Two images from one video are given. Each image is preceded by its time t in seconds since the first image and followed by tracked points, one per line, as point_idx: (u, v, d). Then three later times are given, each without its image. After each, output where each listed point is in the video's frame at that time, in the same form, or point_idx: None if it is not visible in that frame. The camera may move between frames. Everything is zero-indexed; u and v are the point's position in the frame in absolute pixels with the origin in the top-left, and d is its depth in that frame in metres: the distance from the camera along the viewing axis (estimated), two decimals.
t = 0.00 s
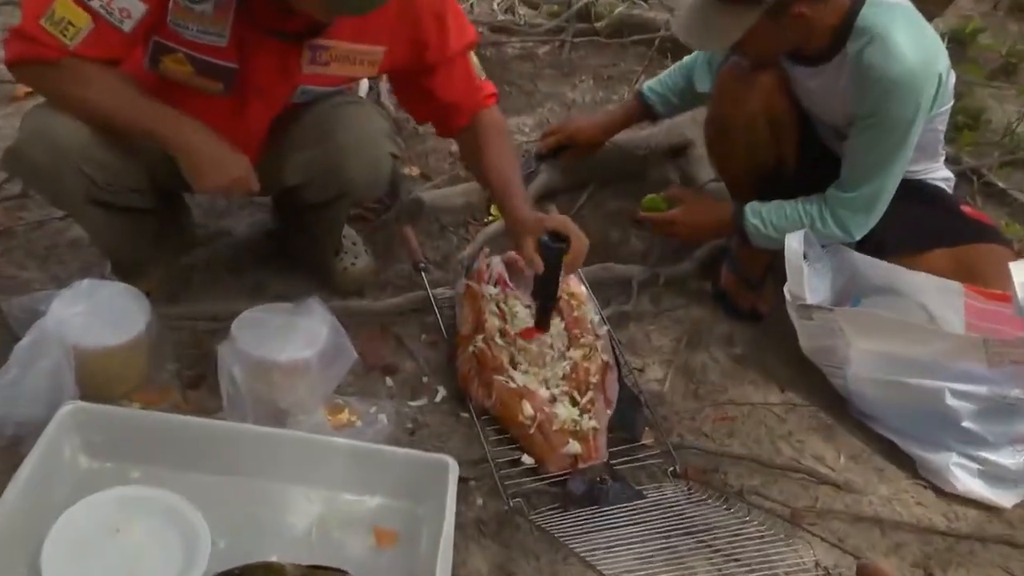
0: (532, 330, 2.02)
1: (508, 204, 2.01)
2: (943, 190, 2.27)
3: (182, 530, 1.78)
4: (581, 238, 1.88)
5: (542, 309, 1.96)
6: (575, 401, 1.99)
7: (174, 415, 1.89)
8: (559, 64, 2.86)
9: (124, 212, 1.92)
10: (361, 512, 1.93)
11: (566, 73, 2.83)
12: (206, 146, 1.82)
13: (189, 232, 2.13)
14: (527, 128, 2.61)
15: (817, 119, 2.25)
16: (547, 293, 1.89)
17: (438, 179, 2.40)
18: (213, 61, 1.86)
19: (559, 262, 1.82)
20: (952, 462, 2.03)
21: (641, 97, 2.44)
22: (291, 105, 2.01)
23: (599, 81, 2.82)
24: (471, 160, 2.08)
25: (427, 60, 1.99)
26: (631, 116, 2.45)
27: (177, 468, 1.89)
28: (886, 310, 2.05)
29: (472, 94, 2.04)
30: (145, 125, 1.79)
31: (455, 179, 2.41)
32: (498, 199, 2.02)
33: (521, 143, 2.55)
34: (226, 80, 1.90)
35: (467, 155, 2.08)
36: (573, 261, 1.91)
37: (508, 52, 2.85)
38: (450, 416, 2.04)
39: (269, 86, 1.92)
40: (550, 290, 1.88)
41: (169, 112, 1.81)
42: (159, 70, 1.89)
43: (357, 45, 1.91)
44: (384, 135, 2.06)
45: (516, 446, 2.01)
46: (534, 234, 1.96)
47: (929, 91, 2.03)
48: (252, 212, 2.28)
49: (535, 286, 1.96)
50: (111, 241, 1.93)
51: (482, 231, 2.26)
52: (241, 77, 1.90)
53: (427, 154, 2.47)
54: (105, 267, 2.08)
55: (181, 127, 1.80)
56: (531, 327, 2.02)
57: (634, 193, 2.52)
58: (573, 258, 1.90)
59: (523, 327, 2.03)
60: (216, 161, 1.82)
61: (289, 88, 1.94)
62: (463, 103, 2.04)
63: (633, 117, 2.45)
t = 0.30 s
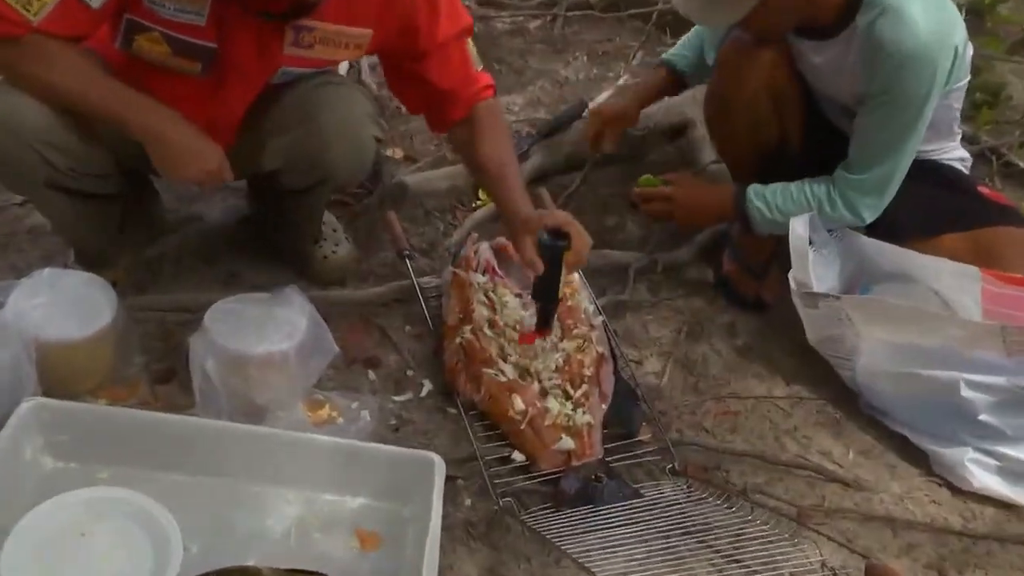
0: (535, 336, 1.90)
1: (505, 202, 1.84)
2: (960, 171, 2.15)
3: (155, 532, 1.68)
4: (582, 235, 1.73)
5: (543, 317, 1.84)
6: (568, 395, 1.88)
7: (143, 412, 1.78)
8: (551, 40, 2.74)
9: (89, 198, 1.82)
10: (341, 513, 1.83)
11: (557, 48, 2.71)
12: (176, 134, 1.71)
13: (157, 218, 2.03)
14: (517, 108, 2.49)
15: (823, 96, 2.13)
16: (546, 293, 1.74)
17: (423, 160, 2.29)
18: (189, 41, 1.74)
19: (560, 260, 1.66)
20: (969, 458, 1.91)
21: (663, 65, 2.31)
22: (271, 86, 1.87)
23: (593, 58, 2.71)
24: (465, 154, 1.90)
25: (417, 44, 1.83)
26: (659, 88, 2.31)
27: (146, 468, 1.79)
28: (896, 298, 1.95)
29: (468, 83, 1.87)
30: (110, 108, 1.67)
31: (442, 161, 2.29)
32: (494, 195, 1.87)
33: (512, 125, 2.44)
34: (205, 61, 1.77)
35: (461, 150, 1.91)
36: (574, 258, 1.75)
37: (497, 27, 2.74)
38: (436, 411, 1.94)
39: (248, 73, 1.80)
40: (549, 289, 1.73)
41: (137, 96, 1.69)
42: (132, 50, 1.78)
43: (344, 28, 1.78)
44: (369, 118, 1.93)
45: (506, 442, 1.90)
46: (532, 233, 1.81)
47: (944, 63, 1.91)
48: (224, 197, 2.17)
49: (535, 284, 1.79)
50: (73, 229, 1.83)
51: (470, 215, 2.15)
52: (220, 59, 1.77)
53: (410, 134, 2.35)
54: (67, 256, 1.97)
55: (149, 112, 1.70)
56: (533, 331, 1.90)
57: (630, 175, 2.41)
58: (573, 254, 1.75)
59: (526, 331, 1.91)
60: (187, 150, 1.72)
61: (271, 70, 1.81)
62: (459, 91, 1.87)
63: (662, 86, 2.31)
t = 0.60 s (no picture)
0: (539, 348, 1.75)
1: (510, 198, 1.64)
2: (990, 149, 2.01)
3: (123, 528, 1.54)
4: (595, 248, 1.51)
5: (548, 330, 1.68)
6: (571, 389, 1.76)
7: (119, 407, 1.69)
8: (552, 14, 2.62)
9: (61, 182, 1.72)
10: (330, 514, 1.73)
11: (558, 22, 2.59)
12: (152, 121, 1.57)
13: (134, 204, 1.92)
14: (516, 85, 2.38)
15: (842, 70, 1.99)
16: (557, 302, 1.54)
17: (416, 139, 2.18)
18: (171, 17, 1.56)
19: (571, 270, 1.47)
20: (998, 455, 1.79)
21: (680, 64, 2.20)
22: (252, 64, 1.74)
23: (596, 32, 2.59)
24: (467, 148, 1.71)
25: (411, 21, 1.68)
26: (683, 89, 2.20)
27: (123, 467, 1.69)
28: (919, 283, 1.83)
29: (469, 66, 1.69)
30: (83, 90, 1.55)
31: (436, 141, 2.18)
32: (498, 192, 1.68)
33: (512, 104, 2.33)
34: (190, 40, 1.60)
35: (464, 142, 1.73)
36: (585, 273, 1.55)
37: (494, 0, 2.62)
38: (430, 406, 1.83)
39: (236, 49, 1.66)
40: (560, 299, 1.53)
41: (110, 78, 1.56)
42: (109, 27, 1.59)
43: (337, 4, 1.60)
44: (356, 98, 1.79)
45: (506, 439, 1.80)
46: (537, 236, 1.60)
47: (991, 38, 1.72)
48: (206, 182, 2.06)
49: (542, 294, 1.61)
50: (43, 216, 1.73)
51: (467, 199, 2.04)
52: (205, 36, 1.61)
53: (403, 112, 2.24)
54: (38, 244, 1.86)
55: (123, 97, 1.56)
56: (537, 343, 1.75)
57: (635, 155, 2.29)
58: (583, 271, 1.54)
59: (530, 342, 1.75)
60: (163, 140, 1.58)
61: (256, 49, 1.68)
62: (458, 75, 1.69)
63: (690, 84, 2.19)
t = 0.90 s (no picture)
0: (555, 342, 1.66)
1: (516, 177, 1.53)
2: None
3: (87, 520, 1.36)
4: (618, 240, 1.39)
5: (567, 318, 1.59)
6: (574, 382, 1.65)
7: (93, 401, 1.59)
8: None
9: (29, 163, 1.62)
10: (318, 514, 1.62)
11: None
12: (129, 100, 1.44)
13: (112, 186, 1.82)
14: (516, 61, 2.27)
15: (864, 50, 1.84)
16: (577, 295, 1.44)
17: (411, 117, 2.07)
18: None
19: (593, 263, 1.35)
20: None
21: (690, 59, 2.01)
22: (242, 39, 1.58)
23: (601, 6, 2.47)
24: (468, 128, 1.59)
25: None
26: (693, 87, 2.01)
27: (97, 465, 1.59)
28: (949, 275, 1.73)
29: (470, 40, 1.56)
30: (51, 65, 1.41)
31: (430, 120, 2.07)
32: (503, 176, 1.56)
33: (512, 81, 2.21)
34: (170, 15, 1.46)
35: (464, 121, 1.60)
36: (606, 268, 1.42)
37: None
38: (424, 400, 1.73)
39: (220, 29, 1.51)
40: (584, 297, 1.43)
41: (83, 53, 1.42)
42: None
43: None
44: (346, 72, 1.67)
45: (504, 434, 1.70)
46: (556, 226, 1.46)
47: None
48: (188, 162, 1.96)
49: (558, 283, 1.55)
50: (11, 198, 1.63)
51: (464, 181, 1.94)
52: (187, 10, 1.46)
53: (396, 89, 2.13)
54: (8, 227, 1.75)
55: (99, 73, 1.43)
56: (553, 336, 1.66)
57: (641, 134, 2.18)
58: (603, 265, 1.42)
59: (545, 335, 1.66)
60: (139, 118, 1.44)
61: (244, 25, 1.53)
62: (457, 48, 1.56)
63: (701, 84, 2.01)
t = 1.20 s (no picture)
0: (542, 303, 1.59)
1: (510, 143, 1.44)
2: None
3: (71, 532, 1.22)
4: (596, 196, 1.38)
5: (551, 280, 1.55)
6: (574, 378, 1.57)
7: (62, 398, 1.47)
8: None
9: None
10: (305, 517, 1.49)
11: None
12: (103, 85, 1.36)
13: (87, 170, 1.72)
14: (516, 37, 2.17)
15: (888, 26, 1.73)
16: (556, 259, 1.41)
17: (403, 96, 1.97)
18: None
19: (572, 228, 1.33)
20: None
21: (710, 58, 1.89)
22: (223, 17, 1.48)
23: None
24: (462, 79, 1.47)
25: None
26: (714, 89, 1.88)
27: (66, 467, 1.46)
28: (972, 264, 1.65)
29: None
30: (29, 51, 1.33)
31: (422, 100, 1.97)
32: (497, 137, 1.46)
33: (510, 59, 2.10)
34: None
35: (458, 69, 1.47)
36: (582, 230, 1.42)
37: None
38: (416, 397, 1.63)
39: (198, 7, 1.42)
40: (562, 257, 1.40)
41: (70, 46, 1.34)
42: None
43: None
44: (333, 49, 1.56)
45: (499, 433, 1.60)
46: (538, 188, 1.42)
47: None
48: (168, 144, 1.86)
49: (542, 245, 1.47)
50: None
51: (459, 163, 1.83)
52: None
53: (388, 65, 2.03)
54: None
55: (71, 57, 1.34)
56: (539, 295, 1.59)
57: (647, 115, 2.07)
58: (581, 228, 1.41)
59: (531, 295, 1.59)
60: (113, 105, 1.36)
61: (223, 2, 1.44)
62: (451, 7, 1.39)
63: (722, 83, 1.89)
